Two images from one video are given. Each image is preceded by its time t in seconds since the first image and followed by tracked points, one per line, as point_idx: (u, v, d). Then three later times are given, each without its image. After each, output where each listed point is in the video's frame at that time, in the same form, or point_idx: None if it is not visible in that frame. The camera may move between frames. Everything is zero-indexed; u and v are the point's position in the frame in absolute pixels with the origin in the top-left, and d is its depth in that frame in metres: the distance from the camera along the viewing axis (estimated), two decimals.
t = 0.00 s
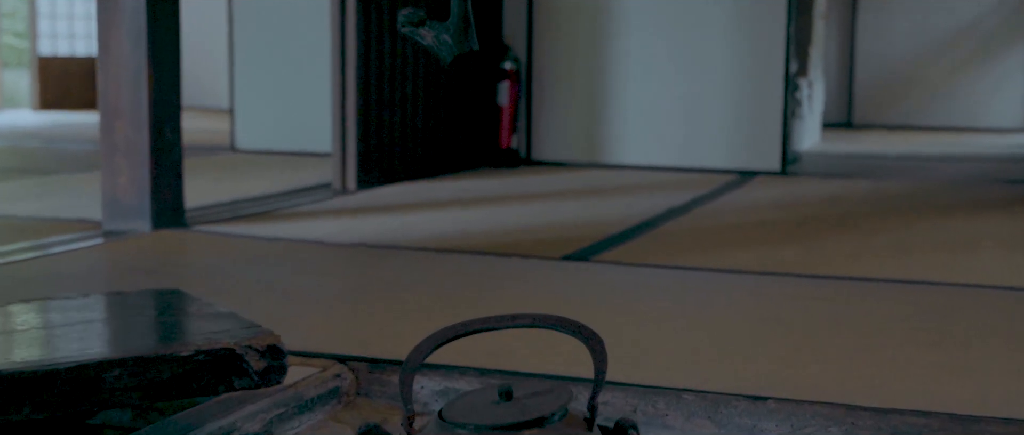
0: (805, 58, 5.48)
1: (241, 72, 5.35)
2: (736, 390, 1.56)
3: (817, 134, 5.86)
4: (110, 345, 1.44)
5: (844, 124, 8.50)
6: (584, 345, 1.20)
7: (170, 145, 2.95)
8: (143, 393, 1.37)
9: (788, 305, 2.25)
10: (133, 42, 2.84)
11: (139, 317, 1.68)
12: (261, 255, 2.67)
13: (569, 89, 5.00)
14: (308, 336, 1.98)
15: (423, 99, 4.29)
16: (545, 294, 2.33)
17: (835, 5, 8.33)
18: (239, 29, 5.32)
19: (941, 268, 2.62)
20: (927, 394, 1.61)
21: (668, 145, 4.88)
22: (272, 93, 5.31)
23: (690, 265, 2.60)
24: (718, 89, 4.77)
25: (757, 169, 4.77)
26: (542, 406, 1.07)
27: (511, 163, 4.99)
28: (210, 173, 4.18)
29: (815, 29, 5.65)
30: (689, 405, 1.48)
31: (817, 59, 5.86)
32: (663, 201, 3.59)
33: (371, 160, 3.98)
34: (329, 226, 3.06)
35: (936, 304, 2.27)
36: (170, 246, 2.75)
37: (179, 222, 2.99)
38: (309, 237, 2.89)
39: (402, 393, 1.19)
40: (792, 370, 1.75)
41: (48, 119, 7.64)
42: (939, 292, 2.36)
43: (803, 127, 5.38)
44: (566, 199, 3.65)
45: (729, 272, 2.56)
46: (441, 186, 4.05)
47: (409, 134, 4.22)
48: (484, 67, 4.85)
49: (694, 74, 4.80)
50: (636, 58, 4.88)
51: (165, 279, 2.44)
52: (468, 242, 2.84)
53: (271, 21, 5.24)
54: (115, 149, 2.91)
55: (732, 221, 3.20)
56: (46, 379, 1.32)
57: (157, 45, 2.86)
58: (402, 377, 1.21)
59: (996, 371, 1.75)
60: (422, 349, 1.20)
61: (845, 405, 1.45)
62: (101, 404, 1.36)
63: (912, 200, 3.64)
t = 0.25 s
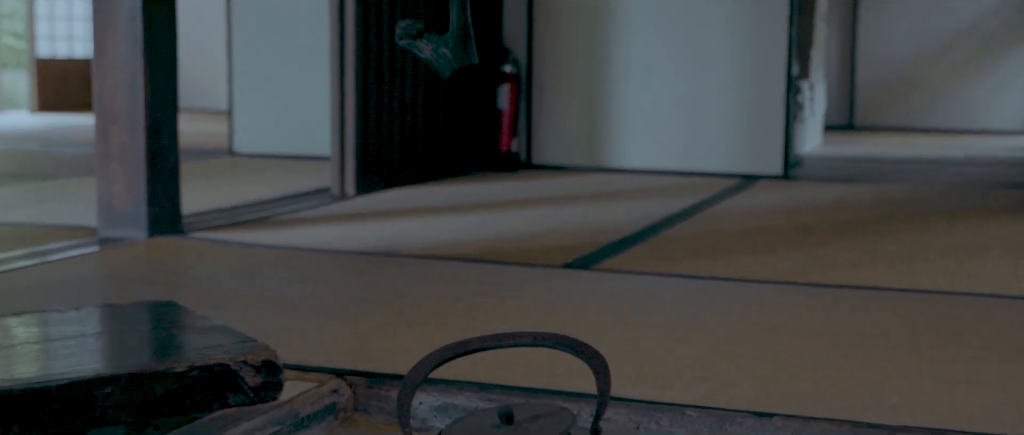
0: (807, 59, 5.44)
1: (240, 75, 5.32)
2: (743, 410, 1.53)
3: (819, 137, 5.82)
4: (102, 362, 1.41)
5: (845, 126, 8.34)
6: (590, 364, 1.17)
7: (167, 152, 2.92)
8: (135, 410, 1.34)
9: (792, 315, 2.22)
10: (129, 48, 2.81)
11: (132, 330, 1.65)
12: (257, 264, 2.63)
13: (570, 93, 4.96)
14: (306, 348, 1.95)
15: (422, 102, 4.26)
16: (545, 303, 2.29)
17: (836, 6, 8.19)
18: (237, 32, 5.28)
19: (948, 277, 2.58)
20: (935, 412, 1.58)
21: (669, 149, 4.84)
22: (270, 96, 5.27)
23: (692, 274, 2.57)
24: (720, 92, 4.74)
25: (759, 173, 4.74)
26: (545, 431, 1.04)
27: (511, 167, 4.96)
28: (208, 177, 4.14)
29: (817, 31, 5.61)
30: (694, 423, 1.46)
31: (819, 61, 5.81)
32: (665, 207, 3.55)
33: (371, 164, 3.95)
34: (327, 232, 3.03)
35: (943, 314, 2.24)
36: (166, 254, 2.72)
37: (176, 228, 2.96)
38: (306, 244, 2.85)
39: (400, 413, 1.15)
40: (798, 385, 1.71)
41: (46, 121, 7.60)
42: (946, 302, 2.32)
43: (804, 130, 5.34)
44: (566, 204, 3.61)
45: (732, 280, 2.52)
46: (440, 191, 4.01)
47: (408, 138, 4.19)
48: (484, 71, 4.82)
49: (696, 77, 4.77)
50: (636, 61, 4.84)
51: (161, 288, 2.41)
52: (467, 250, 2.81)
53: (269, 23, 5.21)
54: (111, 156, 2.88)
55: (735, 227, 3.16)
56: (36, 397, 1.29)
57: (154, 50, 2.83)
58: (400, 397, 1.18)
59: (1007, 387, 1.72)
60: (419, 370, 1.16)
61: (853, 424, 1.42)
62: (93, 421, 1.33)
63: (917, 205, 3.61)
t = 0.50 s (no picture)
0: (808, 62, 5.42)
1: (238, 78, 5.30)
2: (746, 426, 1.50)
3: (820, 139, 5.80)
4: (96, 377, 1.37)
5: (846, 128, 8.32)
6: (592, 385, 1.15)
7: (164, 159, 2.90)
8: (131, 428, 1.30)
9: (795, 325, 2.20)
10: (127, 54, 2.80)
11: (129, 346, 1.62)
12: (256, 272, 2.61)
13: (570, 97, 4.93)
14: (303, 360, 1.93)
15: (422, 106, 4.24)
16: (545, 313, 2.27)
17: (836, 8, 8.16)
18: (236, 35, 5.26)
19: (952, 285, 2.55)
20: (940, 427, 1.55)
21: (670, 153, 4.82)
22: (269, 99, 5.24)
23: (694, 282, 2.54)
24: (721, 96, 4.71)
25: (761, 178, 4.72)
26: None
27: (511, 171, 4.94)
28: (206, 182, 4.12)
29: (818, 34, 5.59)
30: None
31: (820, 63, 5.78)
32: (666, 212, 3.53)
33: (371, 169, 3.93)
34: (325, 239, 3.00)
35: (948, 323, 2.21)
36: (164, 262, 2.69)
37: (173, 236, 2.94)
38: (304, 251, 2.83)
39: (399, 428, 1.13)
40: (803, 399, 1.69)
41: (44, 124, 7.57)
42: (952, 311, 2.30)
43: (806, 134, 5.32)
44: (566, 210, 3.59)
45: (734, 289, 2.50)
46: (441, 195, 3.98)
47: (408, 143, 4.17)
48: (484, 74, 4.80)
49: (697, 81, 4.75)
50: (637, 65, 4.82)
51: (158, 297, 2.39)
52: (467, 258, 2.78)
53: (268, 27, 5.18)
54: (108, 162, 2.86)
55: (736, 234, 3.14)
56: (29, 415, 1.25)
57: (151, 57, 2.81)
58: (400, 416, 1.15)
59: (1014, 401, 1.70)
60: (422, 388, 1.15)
61: None
62: None
63: (919, 211, 3.58)
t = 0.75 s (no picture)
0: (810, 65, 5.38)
1: (237, 83, 5.27)
2: None
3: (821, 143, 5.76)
4: (90, 399, 1.34)
5: (847, 132, 8.27)
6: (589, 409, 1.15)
7: (161, 168, 2.88)
8: None
9: (799, 339, 2.17)
10: (123, 63, 2.78)
11: (126, 366, 1.59)
12: (252, 283, 2.58)
13: (570, 102, 4.89)
14: (301, 377, 1.90)
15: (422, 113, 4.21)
16: (545, 326, 2.25)
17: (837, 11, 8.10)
18: (235, 39, 5.23)
19: (958, 298, 2.53)
20: None
21: (671, 159, 4.79)
22: (268, 104, 5.22)
23: (697, 294, 2.51)
24: (722, 101, 4.68)
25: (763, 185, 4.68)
26: None
27: (511, 177, 4.90)
28: (205, 189, 4.10)
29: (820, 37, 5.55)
30: None
31: (822, 67, 5.75)
32: (667, 221, 3.50)
33: (370, 176, 3.91)
34: (323, 249, 2.98)
35: (953, 338, 2.19)
36: (161, 273, 2.67)
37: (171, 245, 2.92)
38: (302, 262, 2.80)
39: None
40: (810, 422, 1.66)
41: (43, 128, 7.54)
42: (958, 325, 2.27)
43: (807, 138, 5.28)
44: (567, 217, 3.56)
45: (736, 301, 2.47)
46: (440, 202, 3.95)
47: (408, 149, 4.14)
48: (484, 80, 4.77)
49: (698, 86, 4.71)
50: (637, 67, 4.77)
51: (154, 310, 2.37)
52: (467, 269, 2.75)
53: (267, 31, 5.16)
54: (105, 172, 2.85)
55: (738, 243, 3.11)
56: None
57: (148, 65, 2.80)
58: None
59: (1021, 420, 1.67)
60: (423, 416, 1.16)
61: None
62: None
63: (923, 219, 3.56)
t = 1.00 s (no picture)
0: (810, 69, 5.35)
1: (236, 87, 5.25)
2: None
3: (822, 148, 5.73)
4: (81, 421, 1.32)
5: (848, 136, 8.26)
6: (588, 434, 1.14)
7: (158, 177, 2.85)
8: None
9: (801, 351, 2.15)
10: (120, 71, 2.75)
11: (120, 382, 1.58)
12: (250, 293, 2.56)
13: (570, 107, 4.87)
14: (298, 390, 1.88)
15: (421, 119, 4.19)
16: (545, 338, 2.22)
17: (839, 13, 8.09)
18: (233, 43, 5.21)
19: (961, 309, 2.51)
20: None
21: (671, 164, 4.76)
22: (266, 109, 5.19)
23: (699, 305, 2.49)
24: (723, 104, 4.65)
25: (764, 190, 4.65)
26: None
27: (511, 182, 4.88)
28: (203, 195, 4.07)
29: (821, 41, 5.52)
30: None
31: (823, 71, 5.72)
32: (668, 228, 3.48)
33: (369, 182, 3.89)
34: (321, 258, 2.95)
35: (957, 350, 2.16)
36: (158, 283, 2.65)
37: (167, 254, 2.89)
38: (300, 272, 2.78)
39: None
40: None
41: (42, 130, 7.52)
42: (962, 337, 2.25)
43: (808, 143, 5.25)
44: (567, 225, 3.54)
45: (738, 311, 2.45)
46: (440, 208, 3.94)
47: (407, 155, 4.12)
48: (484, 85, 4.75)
49: (699, 91, 4.68)
50: (637, 71, 4.74)
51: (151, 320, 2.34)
52: (467, 278, 2.73)
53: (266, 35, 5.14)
54: (101, 181, 2.83)
55: (740, 251, 3.09)
56: None
57: (144, 74, 2.77)
58: None
59: None
60: None
61: None
62: None
63: (925, 226, 3.53)
